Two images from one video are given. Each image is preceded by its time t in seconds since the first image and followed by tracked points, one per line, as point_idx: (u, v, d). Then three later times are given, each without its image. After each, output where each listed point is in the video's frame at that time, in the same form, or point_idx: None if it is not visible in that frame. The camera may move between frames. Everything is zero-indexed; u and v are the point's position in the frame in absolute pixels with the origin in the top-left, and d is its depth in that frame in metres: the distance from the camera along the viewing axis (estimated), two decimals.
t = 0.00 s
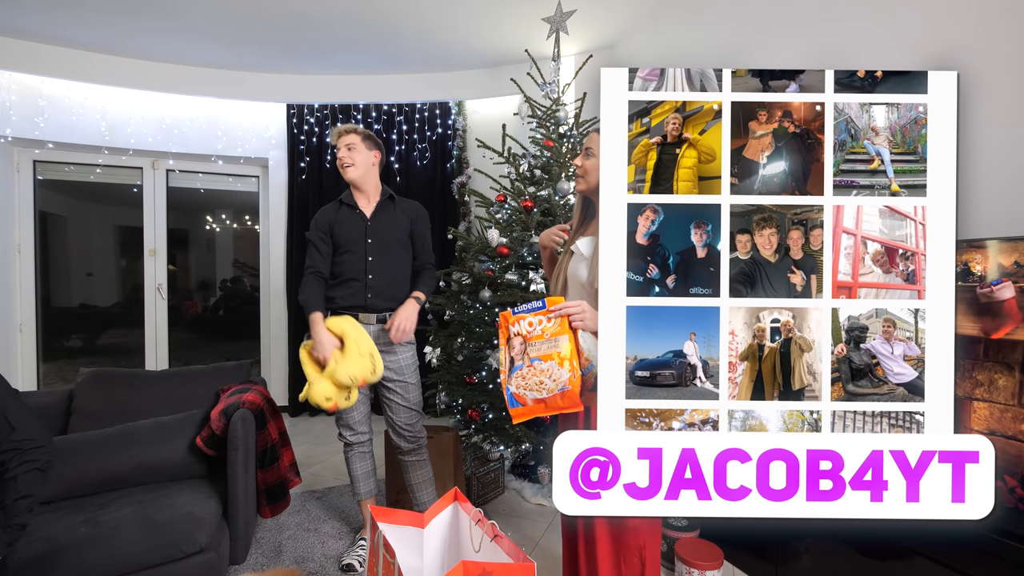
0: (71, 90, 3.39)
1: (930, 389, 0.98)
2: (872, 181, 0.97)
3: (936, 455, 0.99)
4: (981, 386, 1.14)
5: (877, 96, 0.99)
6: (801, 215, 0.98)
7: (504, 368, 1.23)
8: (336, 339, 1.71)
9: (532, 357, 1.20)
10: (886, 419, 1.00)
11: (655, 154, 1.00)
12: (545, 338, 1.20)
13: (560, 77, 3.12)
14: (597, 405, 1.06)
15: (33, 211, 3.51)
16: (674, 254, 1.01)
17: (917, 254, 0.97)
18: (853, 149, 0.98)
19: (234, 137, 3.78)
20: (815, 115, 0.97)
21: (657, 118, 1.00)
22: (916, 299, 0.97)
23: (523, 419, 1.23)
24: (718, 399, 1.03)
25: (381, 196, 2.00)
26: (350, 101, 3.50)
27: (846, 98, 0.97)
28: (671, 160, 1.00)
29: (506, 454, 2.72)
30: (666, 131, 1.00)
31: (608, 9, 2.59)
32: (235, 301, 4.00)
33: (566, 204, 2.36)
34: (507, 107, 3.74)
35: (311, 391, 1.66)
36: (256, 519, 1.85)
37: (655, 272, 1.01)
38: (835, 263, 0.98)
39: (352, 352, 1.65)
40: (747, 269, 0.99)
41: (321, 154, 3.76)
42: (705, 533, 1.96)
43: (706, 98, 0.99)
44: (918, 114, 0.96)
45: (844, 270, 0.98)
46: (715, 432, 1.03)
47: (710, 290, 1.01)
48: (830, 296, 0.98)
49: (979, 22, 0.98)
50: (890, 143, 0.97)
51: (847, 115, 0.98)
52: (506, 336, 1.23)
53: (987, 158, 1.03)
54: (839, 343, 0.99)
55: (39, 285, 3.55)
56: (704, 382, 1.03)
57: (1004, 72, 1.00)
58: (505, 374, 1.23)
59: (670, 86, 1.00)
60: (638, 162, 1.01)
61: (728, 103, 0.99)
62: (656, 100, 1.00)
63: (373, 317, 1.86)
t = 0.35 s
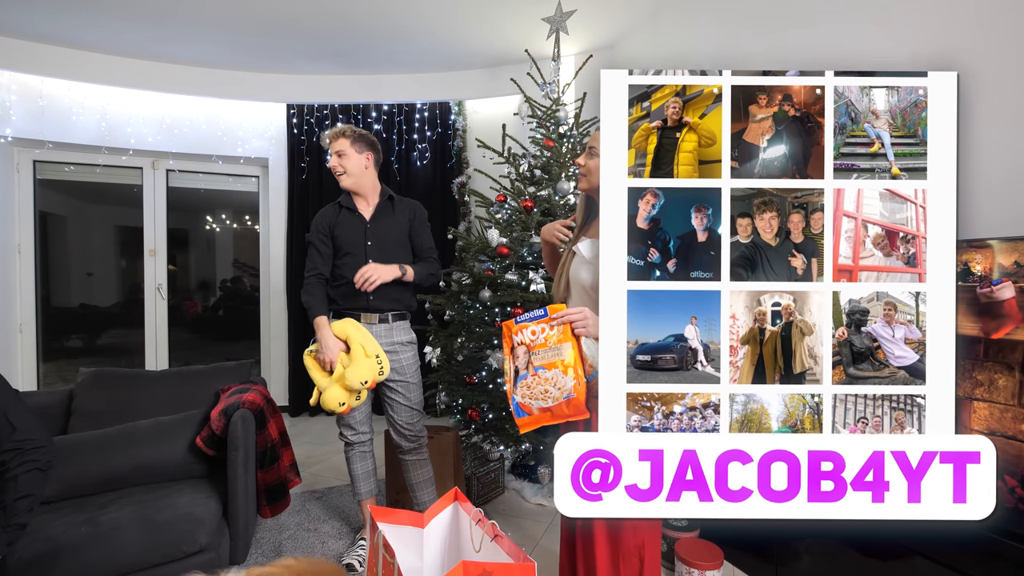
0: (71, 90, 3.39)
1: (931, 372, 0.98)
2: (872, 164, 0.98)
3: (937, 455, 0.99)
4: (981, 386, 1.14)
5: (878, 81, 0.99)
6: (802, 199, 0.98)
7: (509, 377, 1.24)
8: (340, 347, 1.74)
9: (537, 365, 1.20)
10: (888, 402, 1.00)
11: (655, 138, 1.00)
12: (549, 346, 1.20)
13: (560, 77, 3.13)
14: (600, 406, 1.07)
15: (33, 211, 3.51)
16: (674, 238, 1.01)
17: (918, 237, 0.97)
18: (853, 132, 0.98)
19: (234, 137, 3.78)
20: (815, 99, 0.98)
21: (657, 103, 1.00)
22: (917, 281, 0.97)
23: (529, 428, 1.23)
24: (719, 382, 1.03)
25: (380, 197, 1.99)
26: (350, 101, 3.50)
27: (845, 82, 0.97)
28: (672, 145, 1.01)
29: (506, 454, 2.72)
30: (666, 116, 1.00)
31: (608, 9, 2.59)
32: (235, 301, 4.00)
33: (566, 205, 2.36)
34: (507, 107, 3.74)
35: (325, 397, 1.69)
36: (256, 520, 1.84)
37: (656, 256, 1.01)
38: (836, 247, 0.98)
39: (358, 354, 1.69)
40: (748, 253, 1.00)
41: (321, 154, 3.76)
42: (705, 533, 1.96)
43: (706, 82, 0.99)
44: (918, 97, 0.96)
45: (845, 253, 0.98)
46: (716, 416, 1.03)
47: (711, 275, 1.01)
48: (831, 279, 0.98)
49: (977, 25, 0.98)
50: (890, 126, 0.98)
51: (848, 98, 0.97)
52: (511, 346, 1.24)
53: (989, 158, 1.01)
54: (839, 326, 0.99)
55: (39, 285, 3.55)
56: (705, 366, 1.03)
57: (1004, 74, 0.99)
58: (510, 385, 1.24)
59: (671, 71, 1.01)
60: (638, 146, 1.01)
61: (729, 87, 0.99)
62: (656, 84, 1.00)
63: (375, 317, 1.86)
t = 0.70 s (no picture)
0: (71, 90, 3.39)
1: (939, 353, 0.97)
2: (878, 145, 0.97)
3: (946, 453, 0.99)
4: (982, 386, 1.14)
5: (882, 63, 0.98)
6: (808, 179, 0.98)
7: (513, 380, 1.22)
8: (345, 347, 1.74)
9: (542, 366, 1.19)
10: (895, 382, 0.99)
11: (660, 122, 1.00)
12: (554, 347, 1.19)
13: (560, 77, 3.13)
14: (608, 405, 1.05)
15: (33, 211, 3.51)
16: (681, 221, 1.00)
17: (924, 218, 0.97)
18: (859, 113, 0.97)
19: (234, 137, 3.78)
20: (820, 81, 0.97)
21: (663, 85, 0.99)
22: (924, 262, 0.96)
23: (535, 432, 1.20)
24: (727, 365, 1.01)
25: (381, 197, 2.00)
26: (350, 101, 3.50)
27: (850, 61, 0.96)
28: (677, 127, 1.01)
29: (506, 454, 2.72)
30: (672, 99, 1.00)
31: (608, 9, 2.59)
32: (235, 301, 4.00)
33: (566, 205, 2.36)
34: (507, 107, 3.74)
35: (327, 395, 1.69)
36: (256, 520, 1.84)
37: (662, 239, 1.01)
38: (842, 228, 0.98)
39: (363, 355, 1.69)
40: (755, 235, 0.99)
41: (321, 154, 3.76)
42: (705, 533, 1.96)
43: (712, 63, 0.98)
44: (923, 78, 0.96)
45: (851, 234, 0.97)
46: (724, 398, 1.02)
47: (717, 258, 1.00)
48: (838, 261, 0.98)
49: (978, 26, 0.97)
50: (895, 107, 0.97)
51: (853, 79, 0.97)
52: (514, 347, 1.22)
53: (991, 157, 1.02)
54: (846, 307, 0.99)
55: (39, 285, 3.55)
56: (713, 348, 1.01)
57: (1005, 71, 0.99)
58: (515, 387, 1.21)
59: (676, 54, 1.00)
60: (644, 129, 1.01)
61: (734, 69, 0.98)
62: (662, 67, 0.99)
63: (378, 317, 1.85)
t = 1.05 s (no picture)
0: (71, 90, 3.39)
1: (940, 334, 0.98)
2: (880, 127, 0.97)
3: (947, 453, 0.99)
4: (982, 386, 1.14)
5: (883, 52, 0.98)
6: (810, 161, 0.98)
7: (511, 376, 1.22)
8: (343, 348, 1.74)
9: (540, 362, 1.20)
10: (897, 364, 0.99)
11: (662, 103, 1.00)
12: (552, 343, 1.19)
13: (560, 77, 3.13)
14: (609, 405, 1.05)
15: (33, 211, 3.51)
16: (683, 203, 1.01)
17: (926, 200, 0.97)
18: (861, 95, 0.97)
19: (234, 137, 3.78)
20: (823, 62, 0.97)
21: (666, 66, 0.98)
22: (926, 245, 0.97)
23: (533, 427, 1.22)
24: (729, 347, 1.01)
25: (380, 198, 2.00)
26: (350, 101, 3.49)
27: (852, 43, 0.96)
28: (680, 109, 1.01)
29: (506, 454, 2.72)
30: (673, 81, 0.99)
31: (608, 9, 2.59)
32: (235, 301, 4.00)
33: (565, 205, 2.36)
34: (507, 107, 3.74)
35: (324, 396, 1.69)
36: (256, 520, 1.85)
37: (664, 220, 1.01)
38: (843, 210, 0.98)
39: (360, 355, 1.69)
40: (756, 217, 0.99)
41: (321, 154, 3.76)
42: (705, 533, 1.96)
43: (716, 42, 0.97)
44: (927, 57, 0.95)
45: (853, 216, 0.98)
46: (726, 379, 1.02)
47: (719, 239, 1.00)
48: (840, 243, 0.98)
49: (978, 24, 0.98)
50: (897, 89, 0.97)
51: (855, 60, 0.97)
52: (512, 343, 1.22)
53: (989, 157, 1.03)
54: (848, 289, 0.98)
55: (39, 285, 3.55)
56: (714, 330, 1.01)
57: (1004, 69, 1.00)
58: (513, 384, 1.22)
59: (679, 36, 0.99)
60: (646, 110, 1.01)
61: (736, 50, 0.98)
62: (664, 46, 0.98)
63: (376, 317, 1.85)
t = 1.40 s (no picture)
0: (71, 90, 3.39)
1: (935, 319, 0.97)
2: (878, 112, 0.98)
3: (940, 456, 0.99)
4: (981, 386, 1.13)
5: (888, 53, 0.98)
6: (807, 145, 0.98)
7: (504, 361, 1.25)
8: (344, 347, 1.74)
9: (530, 349, 1.21)
10: (891, 349, 0.99)
11: (660, 84, 1.00)
12: (543, 331, 1.21)
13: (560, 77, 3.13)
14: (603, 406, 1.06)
15: (33, 211, 3.51)
16: (679, 183, 1.01)
17: (922, 184, 0.97)
18: (859, 79, 0.97)
19: (234, 137, 3.78)
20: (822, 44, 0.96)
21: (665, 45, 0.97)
22: (921, 230, 0.97)
23: (523, 412, 1.24)
24: (723, 329, 1.01)
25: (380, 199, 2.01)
26: (350, 101, 3.49)
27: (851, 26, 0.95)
28: (677, 90, 1.00)
29: (506, 454, 2.72)
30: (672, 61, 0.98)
31: (608, 9, 2.59)
32: (235, 301, 4.00)
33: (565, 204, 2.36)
34: (507, 107, 3.74)
35: (326, 395, 1.69)
36: (256, 520, 1.84)
37: (661, 201, 1.01)
38: (840, 193, 0.98)
39: (362, 355, 1.69)
40: (753, 199, 0.99)
41: (321, 154, 3.76)
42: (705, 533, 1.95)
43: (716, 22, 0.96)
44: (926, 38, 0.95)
45: (849, 200, 0.98)
46: (719, 361, 1.02)
47: (715, 221, 1.00)
48: (836, 227, 0.98)
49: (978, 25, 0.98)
50: (896, 73, 0.97)
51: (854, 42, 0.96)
52: (507, 330, 1.25)
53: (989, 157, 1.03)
54: (842, 273, 0.98)
55: (40, 285, 3.55)
56: (709, 312, 1.01)
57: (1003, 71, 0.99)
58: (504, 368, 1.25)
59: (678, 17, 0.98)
60: (644, 92, 1.00)
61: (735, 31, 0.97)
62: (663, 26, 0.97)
63: (377, 317, 1.86)
